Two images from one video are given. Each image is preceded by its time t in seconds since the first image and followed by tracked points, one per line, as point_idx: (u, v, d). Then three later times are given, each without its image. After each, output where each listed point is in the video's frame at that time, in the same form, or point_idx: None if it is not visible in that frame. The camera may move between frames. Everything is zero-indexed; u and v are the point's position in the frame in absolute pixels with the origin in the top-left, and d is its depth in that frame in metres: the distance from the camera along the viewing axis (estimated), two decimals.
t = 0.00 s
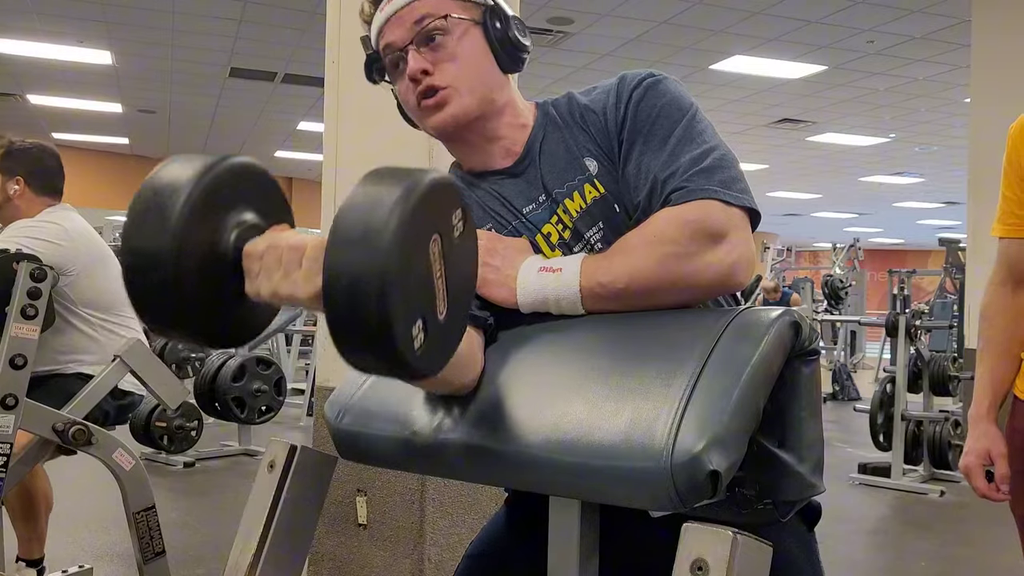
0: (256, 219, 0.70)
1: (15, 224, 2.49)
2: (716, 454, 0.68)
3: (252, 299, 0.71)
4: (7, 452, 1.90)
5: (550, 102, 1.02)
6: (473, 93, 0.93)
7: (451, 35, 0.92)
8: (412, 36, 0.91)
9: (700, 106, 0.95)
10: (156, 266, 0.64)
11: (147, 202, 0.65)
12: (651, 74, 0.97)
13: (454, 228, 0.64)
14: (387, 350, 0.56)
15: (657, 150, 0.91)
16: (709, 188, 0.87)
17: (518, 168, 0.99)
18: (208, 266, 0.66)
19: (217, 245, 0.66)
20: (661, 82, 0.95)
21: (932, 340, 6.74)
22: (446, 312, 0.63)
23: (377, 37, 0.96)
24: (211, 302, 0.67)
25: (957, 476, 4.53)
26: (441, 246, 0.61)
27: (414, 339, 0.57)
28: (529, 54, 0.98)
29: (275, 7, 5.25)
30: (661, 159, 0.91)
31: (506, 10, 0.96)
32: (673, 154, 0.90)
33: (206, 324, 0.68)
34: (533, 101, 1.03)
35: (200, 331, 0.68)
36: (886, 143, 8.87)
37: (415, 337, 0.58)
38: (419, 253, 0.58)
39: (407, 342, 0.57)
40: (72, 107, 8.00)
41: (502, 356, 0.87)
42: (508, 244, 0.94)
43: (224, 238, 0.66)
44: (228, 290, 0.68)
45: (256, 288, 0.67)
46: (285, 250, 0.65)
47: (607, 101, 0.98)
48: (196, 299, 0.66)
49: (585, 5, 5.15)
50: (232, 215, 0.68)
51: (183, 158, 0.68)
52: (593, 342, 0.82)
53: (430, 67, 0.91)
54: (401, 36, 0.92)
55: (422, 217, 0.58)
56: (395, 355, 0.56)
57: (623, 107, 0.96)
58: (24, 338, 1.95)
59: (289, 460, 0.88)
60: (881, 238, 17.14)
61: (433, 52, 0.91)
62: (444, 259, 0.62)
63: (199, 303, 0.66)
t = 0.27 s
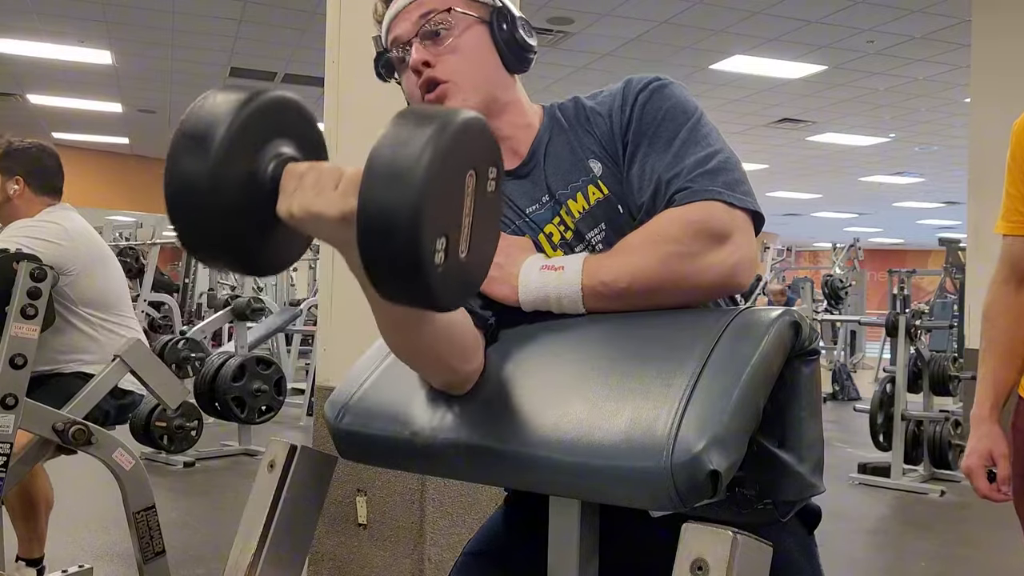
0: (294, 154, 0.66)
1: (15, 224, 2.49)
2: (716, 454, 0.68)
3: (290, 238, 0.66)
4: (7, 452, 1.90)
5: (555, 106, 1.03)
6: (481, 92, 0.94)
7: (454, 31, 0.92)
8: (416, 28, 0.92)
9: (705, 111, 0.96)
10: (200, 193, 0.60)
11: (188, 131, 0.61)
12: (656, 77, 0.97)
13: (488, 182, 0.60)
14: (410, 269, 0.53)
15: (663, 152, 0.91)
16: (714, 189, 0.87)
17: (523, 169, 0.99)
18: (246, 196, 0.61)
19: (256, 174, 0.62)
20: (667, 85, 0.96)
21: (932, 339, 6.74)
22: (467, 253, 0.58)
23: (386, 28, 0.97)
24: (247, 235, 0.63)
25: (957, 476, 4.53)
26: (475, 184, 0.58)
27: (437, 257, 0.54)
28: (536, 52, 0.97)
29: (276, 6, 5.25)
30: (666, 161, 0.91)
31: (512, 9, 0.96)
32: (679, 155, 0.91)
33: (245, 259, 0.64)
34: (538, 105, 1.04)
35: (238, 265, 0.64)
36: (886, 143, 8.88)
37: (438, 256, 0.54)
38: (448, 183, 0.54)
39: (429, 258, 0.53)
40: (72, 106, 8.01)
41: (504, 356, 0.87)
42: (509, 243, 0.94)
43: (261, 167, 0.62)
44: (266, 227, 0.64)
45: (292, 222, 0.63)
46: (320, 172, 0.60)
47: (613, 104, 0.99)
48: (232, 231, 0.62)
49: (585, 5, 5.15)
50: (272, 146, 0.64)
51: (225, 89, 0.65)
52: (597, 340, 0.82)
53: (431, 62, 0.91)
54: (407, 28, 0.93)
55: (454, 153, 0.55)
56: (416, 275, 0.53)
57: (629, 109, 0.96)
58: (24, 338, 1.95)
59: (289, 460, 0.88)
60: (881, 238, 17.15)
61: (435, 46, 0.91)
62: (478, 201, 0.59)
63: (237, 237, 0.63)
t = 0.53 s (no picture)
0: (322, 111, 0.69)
1: (15, 224, 2.49)
2: (715, 455, 0.68)
3: (316, 191, 0.70)
4: (7, 452, 1.90)
5: (566, 107, 1.03)
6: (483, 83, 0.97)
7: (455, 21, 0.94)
8: (421, 25, 0.94)
9: (715, 118, 0.95)
10: (233, 153, 0.65)
11: (219, 92, 0.65)
12: (668, 84, 0.97)
13: (503, 148, 0.62)
14: (420, 214, 0.55)
15: (670, 160, 0.91)
16: (722, 197, 0.87)
17: (531, 170, 1.00)
18: (271, 155, 0.65)
19: (282, 132, 0.66)
20: (678, 92, 0.95)
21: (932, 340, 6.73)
22: (479, 209, 0.60)
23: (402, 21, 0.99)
24: (275, 188, 0.67)
25: (957, 476, 4.54)
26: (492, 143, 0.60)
27: (444, 201, 0.56)
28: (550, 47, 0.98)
29: (276, 6, 5.25)
30: (674, 167, 0.91)
31: (524, 6, 0.96)
32: (687, 161, 0.90)
33: (272, 212, 0.68)
34: (549, 107, 1.04)
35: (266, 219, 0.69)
36: (887, 143, 8.87)
37: (447, 198, 0.56)
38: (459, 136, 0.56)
39: (438, 204, 0.55)
40: (72, 107, 8.00)
41: (505, 356, 0.87)
42: (512, 239, 0.94)
43: (288, 126, 0.66)
44: (293, 181, 0.68)
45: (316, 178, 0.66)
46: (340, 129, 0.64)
47: (623, 109, 0.98)
48: (262, 185, 0.67)
49: (585, 6, 5.15)
50: (301, 105, 0.67)
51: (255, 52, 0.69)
52: (599, 340, 0.82)
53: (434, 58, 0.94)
54: (415, 24, 0.95)
55: (468, 108, 0.57)
56: (426, 225, 0.56)
57: (638, 115, 0.96)
58: (24, 338, 1.95)
59: (289, 459, 0.88)
60: (881, 238, 17.15)
61: (438, 43, 0.94)
62: (495, 162, 0.61)
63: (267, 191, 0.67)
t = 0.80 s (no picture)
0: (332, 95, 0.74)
1: (15, 224, 2.49)
2: (716, 454, 0.68)
3: (332, 173, 0.76)
4: (7, 452, 1.90)
5: (567, 109, 1.02)
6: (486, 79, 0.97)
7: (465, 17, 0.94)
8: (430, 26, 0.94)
9: (715, 121, 0.95)
10: (254, 144, 0.69)
11: (237, 86, 0.70)
12: (669, 87, 0.97)
13: (507, 115, 0.66)
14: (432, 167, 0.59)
15: (670, 160, 0.92)
16: (721, 195, 0.87)
17: (531, 171, 0.99)
18: (290, 140, 0.70)
19: (297, 117, 0.70)
20: (679, 95, 0.95)
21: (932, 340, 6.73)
22: (488, 165, 0.64)
23: (406, 19, 0.99)
24: (296, 172, 0.72)
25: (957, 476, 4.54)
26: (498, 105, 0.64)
27: (453, 151, 0.60)
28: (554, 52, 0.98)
29: (276, 6, 5.25)
30: (673, 167, 0.91)
31: (532, 9, 0.97)
32: (686, 161, 0.90)
33: (294, 194, 0.73)
34: (551, 109, 1.04)
35: (290, 203, 0.74)
36: (887, 143, 8.87)
37: (455, 149, 0.60)
38: (463, 91, 0.60)
39: (447, 155, 0.59)
40: (72, 106, 8.00)
41: (505, 356, 0.87)
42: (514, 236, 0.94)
43: (304, 113, 0.71)
44: (312, 164, 0.73)
45: (333, 157, 0.72)
46: (352, 109, 0.70)
47: (625, 111, 0.98)
48: (283, 171, 0.71)
49: (585, 5, 5.15)
50: (312, 91, 0.72)
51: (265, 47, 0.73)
52: (597, 338, 0.82)
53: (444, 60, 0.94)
54: (422, 21, 0.95)
55: (466, 66, 0.61)
56: (437, 181, 0.59)
57: (639, 118, 0.96)
58: (24, 338, 1.95)
59: (289, 459, 0.88)
60: (881, 237, 17.15)
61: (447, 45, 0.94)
62: (500, 122, 0.65)
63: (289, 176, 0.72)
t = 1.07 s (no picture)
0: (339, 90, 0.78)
1: (15, 225, 2.49)
2: (716, 454, 0.67)
3: (341, 165, 0.79)
4: (7, 452, 1.90)
5: (566, 111, 1.02)
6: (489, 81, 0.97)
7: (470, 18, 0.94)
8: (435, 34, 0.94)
9: (707, 117, 0.96)
10: (267, 140, 0.73)
11: (248, 86, 0.74)
12: (662, 86, 0.98)
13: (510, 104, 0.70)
14: (439, 135, 0.62)
15: (661, 154, 0.92)
16: (711, 188, 0.89)
17: (531, 170, 0.99)
18: (301, 135, 0.74)
19: (305, 114, 0.74)
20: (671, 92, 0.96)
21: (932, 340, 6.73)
22: (491, 145, 0.68)
23: (406, 21, 0.98)
24: (307, 165, 0.76)
25: (958, 476, 4.54)
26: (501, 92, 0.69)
27: (459, 122, 0.63)
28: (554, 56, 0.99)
29: (276, 7, 5.25)
30: (664, 161, 0.92)
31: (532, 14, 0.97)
32: (680, 156, 0.91)
33: (306, 187, 0.77)
34: (549, 109, 1.04)
35: (304, 196, 0.77)
36: (887, 143, 8.87)
37: (460, 120, 0.64)
38: (468, 72, 0.65)
39: (454, 125, 0.63)
40: (72, 107, 8.00)
41: (505, 356, 0.87)
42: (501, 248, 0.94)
43: (312, 109, 0.75)
44: (322, 158, 0.77)
45: (342, 149, 0.75)
46: (356, 101, 0.73)
47: (619, 110, 0.98)
48: (295, 165, 0.75)
49: (584, 5, 5.15)
50: (321, 90, 0.76)
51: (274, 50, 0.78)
52: (595, 337, 0.82)
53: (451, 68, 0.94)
54: (426, 23, 0.94)
55: (470, 50, 0.65)
56: (444, 152, 0.63)
57: (634, 115, 0.97)
58: (24, 339, 1.95)
59: (289, 459, 0.88)
60: (881, 238, 17.14)
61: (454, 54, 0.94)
62: (503, 108, 0.69)
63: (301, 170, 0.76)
